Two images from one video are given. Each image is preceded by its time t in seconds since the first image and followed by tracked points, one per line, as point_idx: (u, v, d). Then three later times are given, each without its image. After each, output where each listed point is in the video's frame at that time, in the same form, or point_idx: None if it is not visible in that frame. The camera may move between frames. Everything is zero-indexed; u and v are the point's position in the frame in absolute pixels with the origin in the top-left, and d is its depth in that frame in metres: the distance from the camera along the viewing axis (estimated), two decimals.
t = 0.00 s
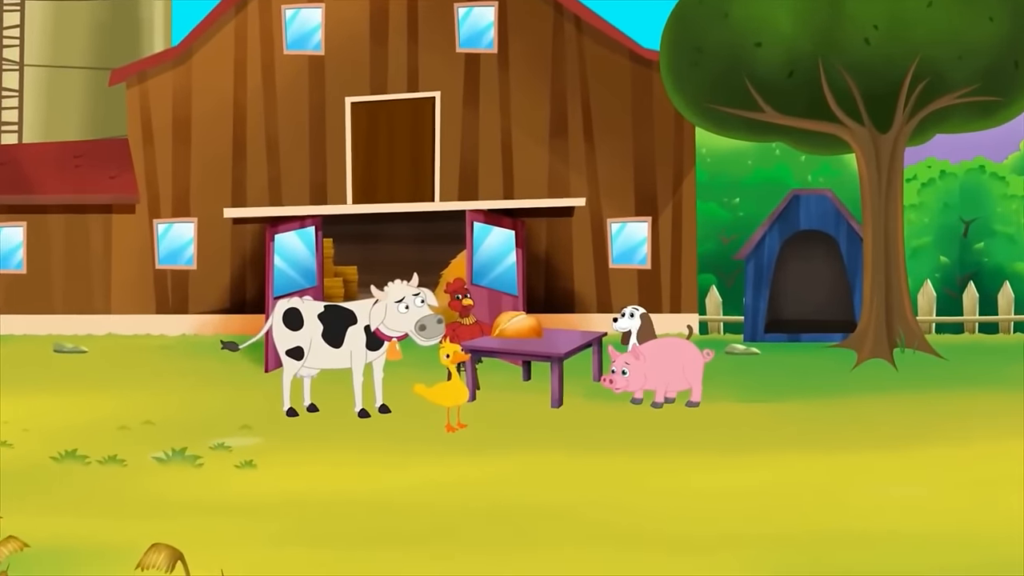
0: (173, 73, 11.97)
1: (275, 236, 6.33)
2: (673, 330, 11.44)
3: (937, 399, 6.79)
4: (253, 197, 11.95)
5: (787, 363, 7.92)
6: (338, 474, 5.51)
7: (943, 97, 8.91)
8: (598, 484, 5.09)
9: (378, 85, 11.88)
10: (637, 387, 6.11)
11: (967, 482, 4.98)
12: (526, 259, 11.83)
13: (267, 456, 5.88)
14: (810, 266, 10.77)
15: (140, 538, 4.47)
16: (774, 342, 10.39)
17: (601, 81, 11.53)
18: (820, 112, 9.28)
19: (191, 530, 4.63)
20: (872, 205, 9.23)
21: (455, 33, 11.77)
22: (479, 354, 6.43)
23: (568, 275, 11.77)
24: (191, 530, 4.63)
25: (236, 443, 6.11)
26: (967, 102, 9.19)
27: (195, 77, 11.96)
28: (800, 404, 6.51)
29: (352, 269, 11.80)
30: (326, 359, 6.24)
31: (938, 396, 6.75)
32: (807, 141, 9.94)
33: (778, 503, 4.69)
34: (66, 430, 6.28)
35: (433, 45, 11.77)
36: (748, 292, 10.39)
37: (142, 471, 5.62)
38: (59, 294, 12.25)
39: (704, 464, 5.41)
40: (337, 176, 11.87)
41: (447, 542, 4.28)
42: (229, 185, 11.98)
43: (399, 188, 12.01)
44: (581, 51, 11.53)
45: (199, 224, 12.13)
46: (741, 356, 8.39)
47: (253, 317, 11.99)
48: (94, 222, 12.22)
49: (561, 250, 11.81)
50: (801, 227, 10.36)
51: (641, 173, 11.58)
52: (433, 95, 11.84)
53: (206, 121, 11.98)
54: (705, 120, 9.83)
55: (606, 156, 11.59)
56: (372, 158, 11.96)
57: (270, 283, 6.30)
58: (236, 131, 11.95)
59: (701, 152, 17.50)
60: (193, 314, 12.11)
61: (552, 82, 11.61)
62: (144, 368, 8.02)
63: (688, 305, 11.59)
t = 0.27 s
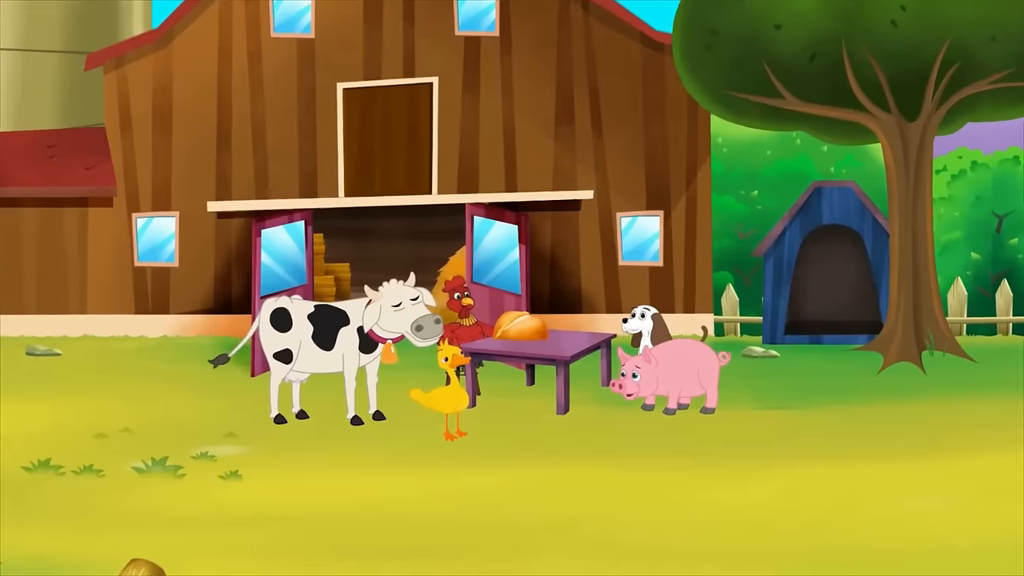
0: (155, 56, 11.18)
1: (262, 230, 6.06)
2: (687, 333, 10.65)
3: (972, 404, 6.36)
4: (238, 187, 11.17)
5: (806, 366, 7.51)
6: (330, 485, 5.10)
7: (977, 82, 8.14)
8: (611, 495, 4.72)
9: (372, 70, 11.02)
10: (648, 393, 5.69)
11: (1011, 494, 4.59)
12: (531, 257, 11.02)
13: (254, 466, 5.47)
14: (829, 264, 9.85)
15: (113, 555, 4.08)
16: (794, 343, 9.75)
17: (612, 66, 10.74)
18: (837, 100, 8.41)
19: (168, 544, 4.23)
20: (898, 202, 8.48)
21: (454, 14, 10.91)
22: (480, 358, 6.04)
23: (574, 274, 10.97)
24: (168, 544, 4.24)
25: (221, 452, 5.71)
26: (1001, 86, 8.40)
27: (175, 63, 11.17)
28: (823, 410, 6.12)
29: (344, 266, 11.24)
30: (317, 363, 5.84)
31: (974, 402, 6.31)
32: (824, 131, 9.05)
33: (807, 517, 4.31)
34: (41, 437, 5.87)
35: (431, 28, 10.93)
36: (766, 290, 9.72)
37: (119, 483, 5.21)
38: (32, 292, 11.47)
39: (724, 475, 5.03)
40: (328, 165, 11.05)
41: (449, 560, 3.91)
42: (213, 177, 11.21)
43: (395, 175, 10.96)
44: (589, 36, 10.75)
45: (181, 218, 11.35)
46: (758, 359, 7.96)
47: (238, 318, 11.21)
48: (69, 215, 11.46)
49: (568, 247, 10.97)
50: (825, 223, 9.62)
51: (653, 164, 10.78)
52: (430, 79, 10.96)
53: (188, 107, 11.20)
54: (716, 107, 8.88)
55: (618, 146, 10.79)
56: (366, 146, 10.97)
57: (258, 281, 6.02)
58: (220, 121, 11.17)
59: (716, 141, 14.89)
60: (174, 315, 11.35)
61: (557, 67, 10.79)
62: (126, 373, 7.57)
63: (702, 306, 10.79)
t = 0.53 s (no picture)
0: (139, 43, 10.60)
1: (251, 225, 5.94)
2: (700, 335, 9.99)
3: (998, 408, 6.05)
4: (226, 182, 10.63)
5: (822, 369, 7.19)
6: (321, 494, 4.80)
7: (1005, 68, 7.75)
8: (621, 505, 4.43)
9: (367, 56, 10.44)
10: (655, 394, 5.40)
11: None
12: (534, 254, 10.43)
13: (242, 474, 5.17)
14: (849, 262, 9.41)
15: (84, 569, 3.79)
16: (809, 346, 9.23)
17: (620, 52, 10.10)
18: (859, 89, 8.04)
19: (146, 556, 3.95)
20: (922, 197, 8.04)
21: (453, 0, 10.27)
22: (481, 360, 5.74)
23: (580, 274, 10.35)
24: (146, 556, 3.95)
25: (207, 460, 5.40)
26: None
27: (159, 49, 10.57)
28: (842, 414, 5.82)
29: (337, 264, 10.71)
30: (309, 366, 5.53)
31: (1001, 409, 5.99)
32: (845, 121, 8.63)
33: (831, 530, 4.03)
34: (17, 442, 5.57)
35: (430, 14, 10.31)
36: (782, 289, 9.24)
37: (98, 491, 4.91)
38: (9, 289, 10.92)
39: (741, 483, 4.75)
40: (320, 160, 10.52)
41: None
42: (199, 170, 10.66)
43: (392, 171, 10.45)
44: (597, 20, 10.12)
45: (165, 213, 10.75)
46: (772, 362, 7.64)
47: (225, 318, 10.64)
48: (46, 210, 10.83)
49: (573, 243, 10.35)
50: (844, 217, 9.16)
51: (663, 156, 10.12)
52: (429, 68, 10.36)
53: (173, 94, 10.62)
54: (733, 100, 8.50)
55: (625, 137, 10.14)
56: (361, 143, 10.48)
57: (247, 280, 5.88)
58: (206, 112, 10.62)
59: (728, 132, 13.19)
60: (158, 317, 10.75)
61: (562, 54, 10.17)
62: (110, 377, 7.24)
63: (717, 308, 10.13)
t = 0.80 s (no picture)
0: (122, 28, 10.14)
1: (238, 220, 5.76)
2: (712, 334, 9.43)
3: None
4: (212, 173, 10.14)
5: (839, 373, 6.87)
6: (313, 505, 4.50)
7: None
8: (633, 517, 4.14)
9: (362, 43, 9.92)
10: (662, 379, 5.08)
11: None
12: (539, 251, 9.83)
13: (229, 483, 4.87)
14: (871, 259, 9.03)
15: None
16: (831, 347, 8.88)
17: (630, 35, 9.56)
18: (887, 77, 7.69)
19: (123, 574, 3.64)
20: (947, 185, 7.67)
21: None
22: (482, 362, 5.44)
23: (586, 272, 9.76)
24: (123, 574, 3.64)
25: (193, 468, 5.09)
26: None
27: (143, 35, 10.10)
28: (863, 419, 5.52)
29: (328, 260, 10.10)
30: (300, 369, 5.23)
31: None
32: (870, 110, 8.23)
33: (862, 544, 3.73)
34: None
35: None
36: (801, 288, 8.87)
37: (76, 501, 4.60)
38: None
39: (760, 492, 4.46)
40: (312, 153, 10.01)
41: None
42: (185, 160, 10.19)
43: (389, 166, 9.97)
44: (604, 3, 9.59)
45: (148, 207, 10.25)
46: (789, 366, 7.32)
47: (213, 318, 10.13)
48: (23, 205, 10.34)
49: (579, 239, 9.78)
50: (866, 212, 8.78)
51: (675, 146, 9.59)
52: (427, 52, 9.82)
53: (155, 80, 10.15)
54: (750, 86, 8.17)
55: (634, 128, 9.61)
56: (355, 150, 10.02)
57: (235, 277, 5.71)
58: (192, 99, 10.14)
59: (743, 121, 12.53)
60: (140, 318, 10.26)
61: (567, 38, 9.63)
62: (94, 381, 6.92)
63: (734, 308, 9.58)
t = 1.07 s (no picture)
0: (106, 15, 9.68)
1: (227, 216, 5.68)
2: (726, 336, 8.92)
3: None
4: (198, 167, 9.69)
5: (856, 376, 6.58)
6: (305, 514, 4.24)
7: None
8: (645, 529, 3.89)
9: (357, 28, 9.35)
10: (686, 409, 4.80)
11: None
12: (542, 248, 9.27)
13: (217, 490, 4.61)
14: (895, 257, 8.53)
15: None
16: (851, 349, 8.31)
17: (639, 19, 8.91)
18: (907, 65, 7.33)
19: None
20: (973, 177, 7.22)
21: None
22: (484, 366, 5.19)
23: (594, 269, 9.19)
24: None
25: (179, 475, 4.83)
26: None
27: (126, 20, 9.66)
28: (884, 425, 5.26)
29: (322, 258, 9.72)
30: (292, 371, 4.96)
31: None
32: (889, 98, 7.84)
33: (893, 561, 3.49)
34: None
35: None
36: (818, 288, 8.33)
37: (54, 511, 4.35)
38: None
39: (779, 502, 4.21)
40: (304, 145, 9.47)
41: None
42: (169, 152, 9.75)
43: (383, 156, 9.42)
44: None
45: (132, 201, 9.81)
46: (808, 367, 7.06)
47: (199, 318, 9.68)
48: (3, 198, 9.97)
49: (587, 236, 9.20)
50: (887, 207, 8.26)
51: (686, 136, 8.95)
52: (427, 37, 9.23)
53: (139, 69, 9.72)
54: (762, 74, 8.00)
55: (643, 119, 8.96)
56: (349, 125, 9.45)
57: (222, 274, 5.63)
58: (177, 89, 9.69)
59: (755, 111, 9.65)
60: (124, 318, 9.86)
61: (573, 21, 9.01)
62: (78, 384, 6.65)
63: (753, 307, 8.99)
